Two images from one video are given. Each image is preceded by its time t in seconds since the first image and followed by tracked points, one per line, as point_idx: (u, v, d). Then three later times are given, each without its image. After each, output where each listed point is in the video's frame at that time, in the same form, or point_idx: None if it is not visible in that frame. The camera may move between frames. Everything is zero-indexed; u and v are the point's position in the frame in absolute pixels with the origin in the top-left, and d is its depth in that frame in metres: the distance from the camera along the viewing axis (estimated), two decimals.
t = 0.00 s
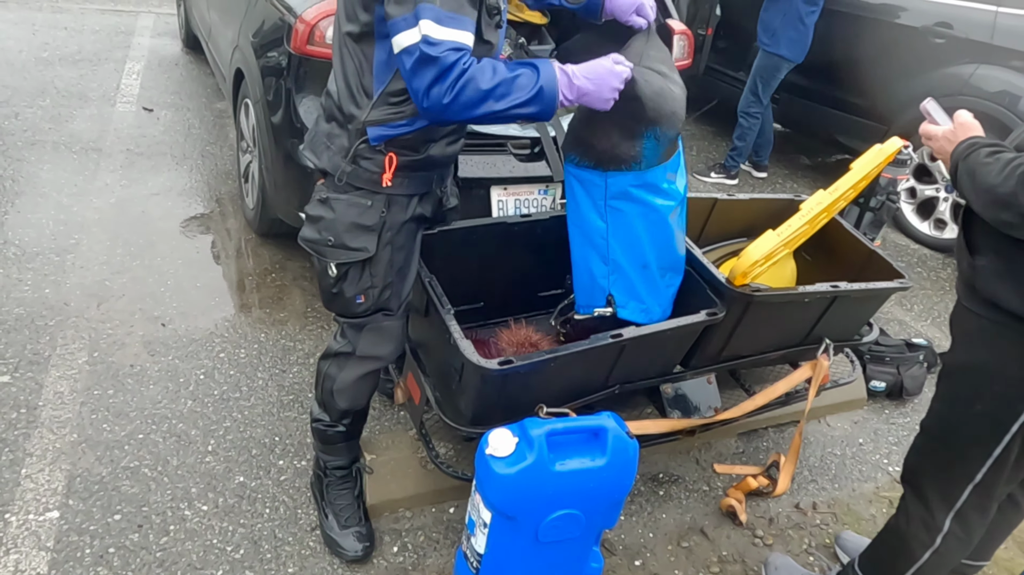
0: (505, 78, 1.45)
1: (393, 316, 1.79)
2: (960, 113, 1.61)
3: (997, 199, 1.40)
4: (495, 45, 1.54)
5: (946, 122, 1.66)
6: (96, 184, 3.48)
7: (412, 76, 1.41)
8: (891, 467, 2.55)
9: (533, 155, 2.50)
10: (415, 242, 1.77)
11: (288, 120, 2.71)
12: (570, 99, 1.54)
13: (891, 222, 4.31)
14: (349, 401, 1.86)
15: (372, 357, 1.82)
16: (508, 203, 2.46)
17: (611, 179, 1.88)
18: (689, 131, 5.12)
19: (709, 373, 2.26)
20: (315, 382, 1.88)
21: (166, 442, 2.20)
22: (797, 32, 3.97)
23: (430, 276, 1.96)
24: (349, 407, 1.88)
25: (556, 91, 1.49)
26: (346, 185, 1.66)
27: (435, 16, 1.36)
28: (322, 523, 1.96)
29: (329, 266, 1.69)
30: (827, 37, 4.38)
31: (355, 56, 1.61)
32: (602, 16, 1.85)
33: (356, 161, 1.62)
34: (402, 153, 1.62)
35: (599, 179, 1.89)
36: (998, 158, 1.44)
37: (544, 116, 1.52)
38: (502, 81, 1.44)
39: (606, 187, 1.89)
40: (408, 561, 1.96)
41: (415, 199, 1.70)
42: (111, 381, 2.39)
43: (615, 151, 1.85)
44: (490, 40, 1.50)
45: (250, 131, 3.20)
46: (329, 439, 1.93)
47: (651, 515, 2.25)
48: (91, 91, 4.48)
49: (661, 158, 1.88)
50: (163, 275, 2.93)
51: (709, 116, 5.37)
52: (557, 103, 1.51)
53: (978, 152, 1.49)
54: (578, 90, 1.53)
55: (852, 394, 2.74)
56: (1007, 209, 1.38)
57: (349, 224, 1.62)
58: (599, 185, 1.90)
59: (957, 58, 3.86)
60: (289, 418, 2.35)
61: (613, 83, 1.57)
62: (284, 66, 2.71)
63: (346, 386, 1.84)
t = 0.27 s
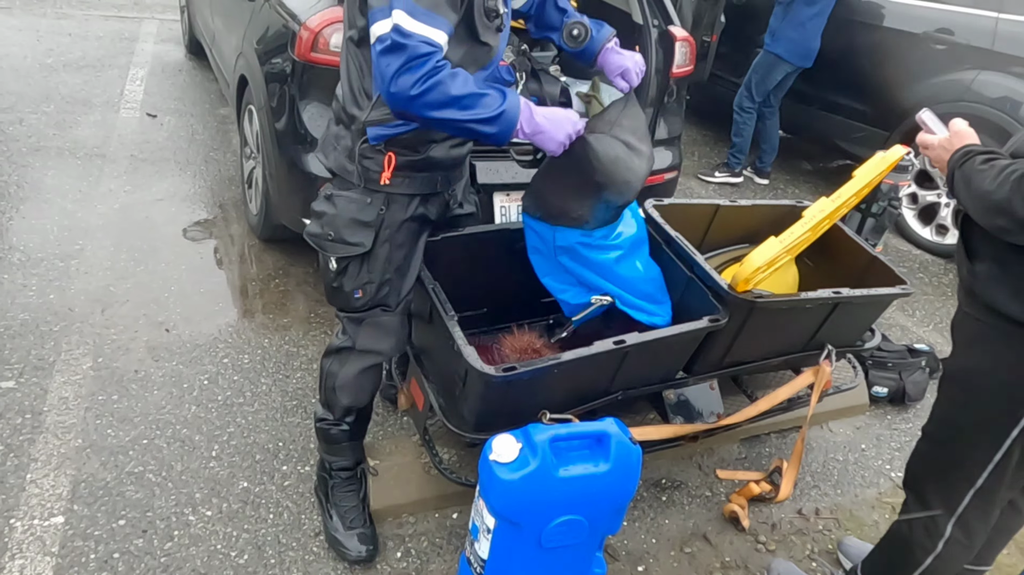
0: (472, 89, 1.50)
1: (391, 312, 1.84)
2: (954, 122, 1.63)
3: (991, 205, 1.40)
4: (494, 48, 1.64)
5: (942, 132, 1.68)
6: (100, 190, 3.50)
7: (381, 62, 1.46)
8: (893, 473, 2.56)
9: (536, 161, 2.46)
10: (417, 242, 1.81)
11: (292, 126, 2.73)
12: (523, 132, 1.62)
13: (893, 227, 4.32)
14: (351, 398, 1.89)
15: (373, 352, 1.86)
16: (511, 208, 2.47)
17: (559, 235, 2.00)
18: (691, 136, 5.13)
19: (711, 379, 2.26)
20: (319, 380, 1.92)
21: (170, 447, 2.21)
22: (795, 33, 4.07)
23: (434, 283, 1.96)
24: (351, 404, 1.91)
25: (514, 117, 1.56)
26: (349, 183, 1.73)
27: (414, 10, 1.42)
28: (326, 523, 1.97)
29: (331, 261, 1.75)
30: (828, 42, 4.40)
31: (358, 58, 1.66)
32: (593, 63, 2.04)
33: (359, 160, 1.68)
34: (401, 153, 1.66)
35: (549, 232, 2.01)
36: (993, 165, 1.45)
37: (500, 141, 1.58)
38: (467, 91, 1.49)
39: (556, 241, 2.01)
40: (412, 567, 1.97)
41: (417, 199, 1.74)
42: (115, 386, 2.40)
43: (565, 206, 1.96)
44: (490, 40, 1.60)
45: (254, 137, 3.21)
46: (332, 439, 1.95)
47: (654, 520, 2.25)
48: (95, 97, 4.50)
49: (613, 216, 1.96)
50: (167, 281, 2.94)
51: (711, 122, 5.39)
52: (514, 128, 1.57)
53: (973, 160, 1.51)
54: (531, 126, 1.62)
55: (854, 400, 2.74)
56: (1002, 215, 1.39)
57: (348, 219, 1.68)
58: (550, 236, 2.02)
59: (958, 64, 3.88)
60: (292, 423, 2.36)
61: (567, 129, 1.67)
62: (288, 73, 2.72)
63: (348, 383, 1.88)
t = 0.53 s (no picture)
0: (414, 98, 1.66)
1: (383, 292, 1.98)
2: (953, 126, 1.63)
3: (995, 209, 1.41)
4: (502, 50, 1.76)
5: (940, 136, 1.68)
6: (104, 195, 3.51)
7: (351, 41, 1.66)
8: (894, 477, 2.57)
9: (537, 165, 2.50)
10: (411, 224, 1.96)
11: (295, 131, 2.75)
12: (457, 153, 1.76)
13: (893, 232, 4.33)
14: (342, 369, 2.03)
15: (363, 331, 2.00)
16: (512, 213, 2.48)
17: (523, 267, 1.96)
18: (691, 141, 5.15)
19: (712, 383, 2.27)
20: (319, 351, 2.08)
21: (174, 451, 2.22)
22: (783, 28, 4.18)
23: (437, 287, 1.97)
24: (342, 375, 2.04)
25: (447, 136, 1.71)
26: (349, 166, 1.94)
27: (390, 7, 1.61)
28: (312, 479, 2.09)
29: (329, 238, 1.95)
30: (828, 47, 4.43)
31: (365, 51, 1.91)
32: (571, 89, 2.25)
33: (356, 140, 1.90)
34: (392, 135, 1.85)
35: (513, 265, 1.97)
36: (995, 169, 1.45)
37: (431, 150, 1.75)
38: (411, 98, 1.66)
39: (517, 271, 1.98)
40: (414, 570, 1.98)
41: (409, 183, 1.91)
42: (119, 390, 2.41)
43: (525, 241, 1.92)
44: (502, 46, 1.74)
45: (256, 142, 3.23)
46: (324, 403, 2.09)
47: (655, 524, 2.26)
48: (99, 103, 4.52)
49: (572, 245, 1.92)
50: (170, 285, 2.95)
51: (711, 127, 5.40)
52: (445, 144, 1.73)
53: (975, 163, 1.51)
54: (463, 148, 1.75)
55: (855, 404, 2.75)
56: (1006, 219, 1.40)
57: (340, 197, 1.88)
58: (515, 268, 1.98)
59: (958, 69, 3.91)
60: (295, 427, 2.37)
61: (499, 160, 1.78)
62: (291, 78, 2.74)
63: (340, 355, 2.02)
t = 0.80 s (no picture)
0: (421, 115, 1.67)
1: (375, 293, 2.04)
2: (957, 134, 1.65)
3: (1008, 213, 1.41)
4: (496, 65, 1.78)
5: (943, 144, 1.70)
6: (106, 200, 3.52)
7: (355, 62, 1.65)
8: (897, 481, 2.57)
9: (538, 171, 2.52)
10: (406, 229, 1.99)
11: (298, 136, 2.75)
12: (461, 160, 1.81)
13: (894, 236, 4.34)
14: (339, 355, 2.12)
15: (358, 326, 2.08)
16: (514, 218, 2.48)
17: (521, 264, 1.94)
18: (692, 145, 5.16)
19: (715, 388, 2.27)
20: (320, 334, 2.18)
21: (177, 455, 2.22)
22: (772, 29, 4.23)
23: (440, 293, 1.95)
24: (339, 360, 2.14)
25: (453, 147, 1.75)
26: (345, 171, 1.95)
27: (395, 29, 1.59)
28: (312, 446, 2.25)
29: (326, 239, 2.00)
30: (829, 52, 4.44)
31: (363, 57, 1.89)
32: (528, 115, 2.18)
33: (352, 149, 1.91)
34: (386, 147, 1.87)
35: (509, 264, 1.95)
36: (1006, 174, 1.46)
37: (436, 161, 1.78)
38: (417, 115, 1.68)
39: (520, 271, 1.94)
40: None
41: (403, 192, 1.93)
42: (122, 395, 2.41)
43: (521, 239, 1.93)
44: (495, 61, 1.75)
45: (259, 146, 3.24)
46: (324, 380, 2.20)
47: (658, 529, 2.26)
48: (101, 107, 4.53)
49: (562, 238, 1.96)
50: (172, 289, 2.96)
51: (712, 131, 5.41)
52: (451, 155, 1.76)
53: (984, 169, 1.52)
54: (467, 154, 1.80)
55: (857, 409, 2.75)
56: (1020, 223, 1.40)
57: (335, 208, 1.91)
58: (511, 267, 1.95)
59: (959, 74, 3.92)
60: (297, 432, 2.37)
61: (500, 160, 1.87)
62: (294, 83, 2.75)
63: (337, 345, 2.11)
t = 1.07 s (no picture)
0: (426, 113, 1.68)
1: (381, 294, 2.03)
2: (966, 142, 1.64)
3: None
4: (507, 74, 1.79)
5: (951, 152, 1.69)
6: (106, 204, 3.51)
7: (363, 60, 1.67)
8: (902, 486, 2.55)
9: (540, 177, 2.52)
10: (411, 230, 1.99)
11: (299, 141, 2.74)
12: (467, 162, 1.79)
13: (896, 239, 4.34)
14: (344, 360, 2.09)
15: (363, 328, 2.05)
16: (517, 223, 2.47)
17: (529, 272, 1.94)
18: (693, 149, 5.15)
19: (719, 393, 2.26)
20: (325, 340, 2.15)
21: (178, 462, 2.21)
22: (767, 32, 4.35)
23: (443, 299, 1.94)
24: (344, 364, 2.11)
25: (458, 147, 1.74)
26: (353, 171, 1.95)
27: (403, 28, 1.61)
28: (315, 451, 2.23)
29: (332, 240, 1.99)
30: (830, 55, 4.44)
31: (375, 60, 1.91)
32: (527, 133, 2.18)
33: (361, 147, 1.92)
34: (394, 147, 1.87)
35: (517, 274, 1.94)
36: None
37: (441, 161, 1.77)
38: (423, 113, 1.68)
39: (527, 280, 1.94)
40: None
41: (410, 193, 1.93)
42: (123, 401, 2.40)
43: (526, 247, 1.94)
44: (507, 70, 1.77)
45: (259, 151, 3.23)
46: (329, 385, 2.18)
47: (662, 535, 2.24)
48: (101, 111, 4.52)
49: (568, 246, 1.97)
50: (173, 294, 2.95)
51: (713, 134, 5.41)
52: (456, 154, 1.75)
53: (999, 179, 1.51)
54: (473, 156, 1.79)
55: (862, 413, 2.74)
56: None
57: (342, 205, 1.90)
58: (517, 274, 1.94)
59: (960, 77, 3.92)
60: (299, 438, 2.36)
61: (509, 164, 1.86)
62: (295, 87, 2.74)
63: (342, 348, 2.08)
